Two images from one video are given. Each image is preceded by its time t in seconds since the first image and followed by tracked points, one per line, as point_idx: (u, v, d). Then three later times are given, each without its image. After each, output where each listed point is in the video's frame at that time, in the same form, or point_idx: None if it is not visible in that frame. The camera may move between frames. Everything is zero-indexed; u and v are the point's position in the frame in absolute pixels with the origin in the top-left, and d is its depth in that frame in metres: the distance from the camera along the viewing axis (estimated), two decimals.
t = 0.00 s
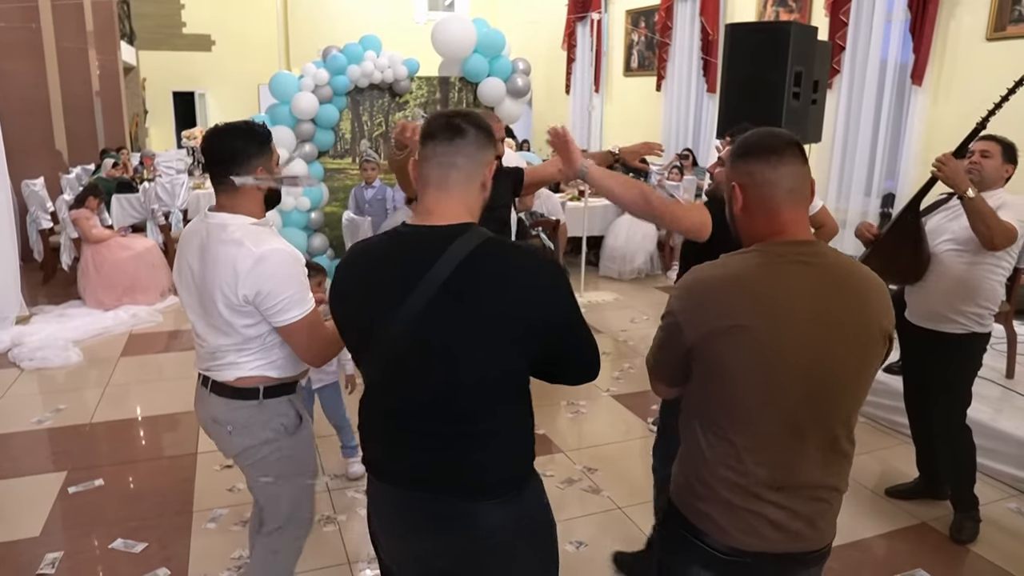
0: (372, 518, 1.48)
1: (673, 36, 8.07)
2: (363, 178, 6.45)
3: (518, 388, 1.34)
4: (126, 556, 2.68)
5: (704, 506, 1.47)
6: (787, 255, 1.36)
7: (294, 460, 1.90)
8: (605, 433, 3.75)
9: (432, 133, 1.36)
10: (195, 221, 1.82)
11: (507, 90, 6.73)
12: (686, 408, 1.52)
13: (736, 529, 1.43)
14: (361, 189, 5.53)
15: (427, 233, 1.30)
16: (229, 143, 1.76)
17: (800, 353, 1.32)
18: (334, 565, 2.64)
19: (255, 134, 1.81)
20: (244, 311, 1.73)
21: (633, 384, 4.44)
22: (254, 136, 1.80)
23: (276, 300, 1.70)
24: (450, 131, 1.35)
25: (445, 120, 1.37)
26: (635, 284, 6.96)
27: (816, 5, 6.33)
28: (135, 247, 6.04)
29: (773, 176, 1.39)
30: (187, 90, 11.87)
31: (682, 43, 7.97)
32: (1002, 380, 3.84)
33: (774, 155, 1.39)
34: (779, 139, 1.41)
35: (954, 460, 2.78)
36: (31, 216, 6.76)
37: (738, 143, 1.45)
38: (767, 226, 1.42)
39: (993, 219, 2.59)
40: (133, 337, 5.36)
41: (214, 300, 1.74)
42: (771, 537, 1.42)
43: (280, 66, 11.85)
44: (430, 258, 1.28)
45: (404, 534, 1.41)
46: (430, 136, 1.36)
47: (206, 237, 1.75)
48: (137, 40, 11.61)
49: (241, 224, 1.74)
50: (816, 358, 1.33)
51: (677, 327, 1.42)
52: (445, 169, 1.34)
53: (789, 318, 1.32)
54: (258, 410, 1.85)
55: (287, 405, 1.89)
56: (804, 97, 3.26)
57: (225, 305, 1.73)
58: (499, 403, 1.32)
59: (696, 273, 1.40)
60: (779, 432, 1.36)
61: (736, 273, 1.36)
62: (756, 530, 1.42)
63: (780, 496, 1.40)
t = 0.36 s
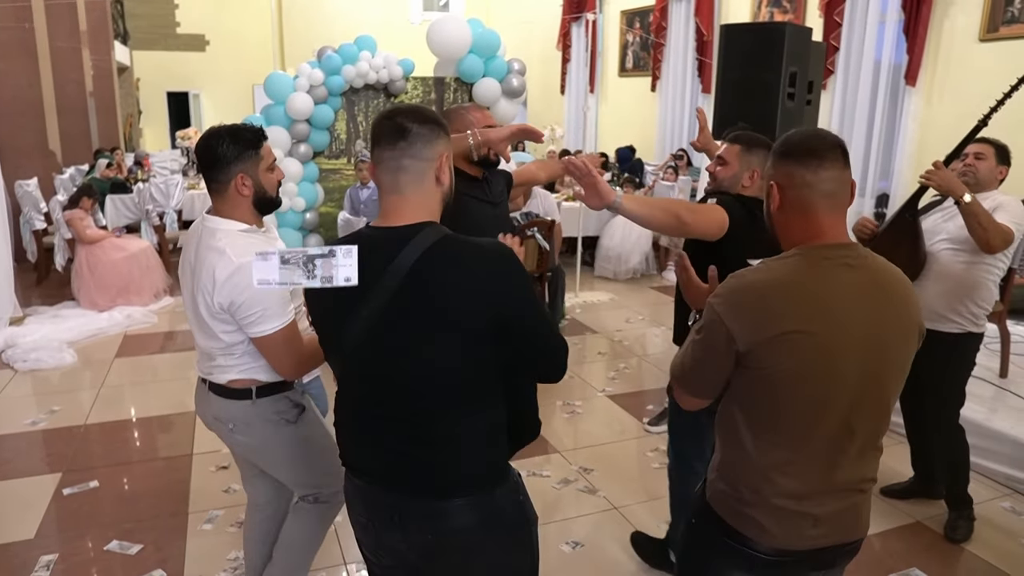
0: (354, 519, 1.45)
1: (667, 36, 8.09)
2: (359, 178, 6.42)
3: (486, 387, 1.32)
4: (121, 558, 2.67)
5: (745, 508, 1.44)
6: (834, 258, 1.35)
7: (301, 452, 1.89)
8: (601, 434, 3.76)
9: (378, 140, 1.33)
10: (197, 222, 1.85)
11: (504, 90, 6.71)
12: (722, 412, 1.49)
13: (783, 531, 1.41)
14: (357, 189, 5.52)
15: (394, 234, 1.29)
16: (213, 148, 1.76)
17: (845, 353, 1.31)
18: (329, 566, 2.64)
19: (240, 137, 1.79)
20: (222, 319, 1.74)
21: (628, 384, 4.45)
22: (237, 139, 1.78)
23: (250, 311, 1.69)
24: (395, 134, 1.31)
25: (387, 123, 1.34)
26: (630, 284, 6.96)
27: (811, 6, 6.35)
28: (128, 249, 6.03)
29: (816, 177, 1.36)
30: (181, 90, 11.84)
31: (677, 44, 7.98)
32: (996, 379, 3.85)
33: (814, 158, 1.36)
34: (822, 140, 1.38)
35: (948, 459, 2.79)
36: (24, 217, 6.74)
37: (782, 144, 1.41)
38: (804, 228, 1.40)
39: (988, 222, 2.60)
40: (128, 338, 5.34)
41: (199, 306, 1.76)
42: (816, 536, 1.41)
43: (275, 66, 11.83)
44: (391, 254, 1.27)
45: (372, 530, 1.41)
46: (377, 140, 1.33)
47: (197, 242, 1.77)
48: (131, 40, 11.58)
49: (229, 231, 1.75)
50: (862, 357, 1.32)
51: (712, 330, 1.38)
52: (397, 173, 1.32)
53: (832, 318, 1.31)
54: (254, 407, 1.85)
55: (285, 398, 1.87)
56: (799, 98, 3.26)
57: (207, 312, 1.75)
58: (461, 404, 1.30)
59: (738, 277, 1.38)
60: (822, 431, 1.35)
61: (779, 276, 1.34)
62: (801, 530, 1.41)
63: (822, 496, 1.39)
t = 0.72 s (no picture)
0: (360, 523, 1.44)
1: (666, 36, 8.10)
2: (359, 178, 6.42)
3: (487, 384, 1.33)
4: (121, 558, 2.68)
5: (760, 509, 1.44)
6: (850, 259, 1.36)
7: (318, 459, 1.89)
8: (600, 433, 3.76)
9: (382, 139, 1.35)
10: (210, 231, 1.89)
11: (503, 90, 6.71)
12: (735, 413, 1.49)
13: (799, 533, 1.41)
14: (357, 189, 5.52)
15: (402, 231, 1.29)
16: (208, 157, 1.78)
17: (861, 351, 1.32)
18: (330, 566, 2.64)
19: (232, 145, 1.79)
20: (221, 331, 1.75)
21: (628, 383, 4.46)
22: (229, 148, 1.79)
23: (243, 321, 1.69)
24: (398, 133, 1.33)
25: (392, 124, 1.36)
26: (629, 284, 6.97)
27: (810, 6, 6.35)
28: (127, 249, 6.02)
29: (837, 180, 1.36)
30: (180, 90, 11.84)
31: (676, 44, 7.99)
32: (995, 379, 3.86)
33: (835, 160, 1.36)
34: (842, 143, 1.38)
35: (948, 458, 2.80)
36: (23, 217, 6.74)
37: (803, 147, 1.41)
38: (821, 231, 1.41)
39: (987, 224, 2.61)
40: (127, 339, 5.34)
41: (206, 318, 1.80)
42: (831, 538, 1.42)
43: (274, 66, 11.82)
44: (392, 252, 1.28)
45: (372, 530, 1.41)
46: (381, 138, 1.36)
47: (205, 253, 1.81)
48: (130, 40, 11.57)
49: (228, 239, 1.76)
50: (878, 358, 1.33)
51: (726, 329, 1.38)
52: (398, 171, 1.33)
53: (847, 318, 1.32)
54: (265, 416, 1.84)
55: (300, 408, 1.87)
56: (798, 98, 3.27)
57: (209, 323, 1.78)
58: (466, 402, 1.31)
59: (753, 276, 1.39)
60: (836, 431, 1.35)
61: (793, 276, 1.34)
62: (816, 532, 1.41)
63: (838, 498, 1.40)
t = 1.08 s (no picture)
0: (378, 520, 1.45)
1: (669, 36, 8.10)
2: (362, 178, 6.42)
3: (511, 386, 1.32)
4: (125, 557, 2.68)
5: (772, 508, 1.44)
6: (862, 259, 1.36)
7: (340, 497, 1.82)
8: (603, 433, 3.76)
9: (421, 136, 1.35)
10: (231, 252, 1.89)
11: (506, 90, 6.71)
12: (747, 412, 1.50)
13: (812, 532, 1.42)
14: (359, 189, 5.52)
15: (426, 232, 1.30)
16: (233, 173, 1.76)
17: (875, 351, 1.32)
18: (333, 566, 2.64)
19: (252, 157, 1.77)
20: (257, 337, 1.73)
21: (630, 383, 4.45)
22: (248, 160, 1.77)
23: (284, 321, 1.67)
24: (439, 131, 1.34)
25: (433, 120, 1.36)
26: (632, 284, 6.96)
27: (813, 6, 6.35)
28: (130, 249, 6.02)
29: (849, 179, 1.37)
30: (183, 90, 11.86)
31: (679, 43, 7.99)
32: (999, 380, 3.85)
33: (856, 159, 1.37)
34: (861, 144, 1.40)
35: (953, 458, 2.80)
36: (27, 216, 6.75)
37: (809, 145, 1.43)
38: (837, 228, 1.40)
39: (993, 229, 2.61)
40: (130, 338, 5.35)
41: (236, 329, 1.77)
42: (843, 536, 1.42)
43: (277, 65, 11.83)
44: (423, 252, 1.28)
45: (391, 530, 1.42)
46: (421, 135, 1.35)
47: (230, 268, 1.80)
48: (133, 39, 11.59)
49: (256, 248, 1.75)
50: (891, 357, 1.33)
51: (739, 329, 1.38)
52: (435, 169, 1.34)
53: (861, 319, 1.32)
54: (289, 446, 1.78)
55: (325, 440, 1.81)
56: (802, 98, 3.27)
57: (241, 333, 1.75)
58: (490, 404, 1.31)
59: (766, 277, 1.39)
60: (848, 430, 1.35)
61: (807, 276, 1.34)
62: (828, 531, 1.41)
63: (851, 497, 1.40)
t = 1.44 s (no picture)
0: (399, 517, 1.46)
1: (671, 36, 8.09)
2: (363, 178, 6.42)
3: (553, 398, 1.33)
4: (127, 557, 2.68)
5: (775, 507, 1.45)
6: (866, 259, 1.36)
7: (350, 490, 1.82)
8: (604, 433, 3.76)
9: (478, 141, 1.31)
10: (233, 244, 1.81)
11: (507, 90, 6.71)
12: (751, 412, 1.50)
13: (817, 532, 1.41)
14: (360, 189, 5.47)
15: (473, 240, 1.29)
16: (239, 162, 1.74)
17: (881, 350, 1.32)
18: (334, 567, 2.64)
19: (260, 141, 1.74)
20: (291, 305, 1.67)
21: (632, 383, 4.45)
22: (257, 145, 1.74)
23: (324, 281, 1.64)
24: (499, 137, 1.30)
25: (494, 124, 1.32)
26: (633, 284, 6.96)
27: (815, 6, 6.35)
28: (132, 249, 6.03)
29: (856, 178, 1.37)
30: (185, 90, 11.87)
31: (680, 43, 7.98)
32: (1001, 379, 3.85)
33: (863, 159, 1.37)
34: (864, 144, 1.40)
35: (955, 458, 2.79)
36: (30, 216, 6.76)
37: (811, 145, 1.43)
38: (842, 228, 1.40)
39: (993, 230, 2.61)
40: (132, 338, 5.35)
41: (261, 305, 1.69)
42: (847, 536, 1.42)
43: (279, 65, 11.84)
44: (480, 266, 1.26)
45: (430, 542, 1.41)
46: (478, 141, 1.31)
47: (242, 251, 1.73)
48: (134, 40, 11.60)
49: (275, 227, 1.71)
50: (894, 358, 1.33)
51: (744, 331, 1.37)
52: (494, 177, 1.30)
53: (864, 318, 1.32)
54: (312, 437, 1.76)
55: (345, 433, 1.80)
56: (804, 98, 3.26)
57: (271, 304, 1.68)
58: (503, 407, 1.30)
59: (770, 277, 1.38)
60: (851, 430, 1.36)
61: (812, 276, 1.34)
62: (832, 531, 1.41)
63: (856, 498, 1.40)
